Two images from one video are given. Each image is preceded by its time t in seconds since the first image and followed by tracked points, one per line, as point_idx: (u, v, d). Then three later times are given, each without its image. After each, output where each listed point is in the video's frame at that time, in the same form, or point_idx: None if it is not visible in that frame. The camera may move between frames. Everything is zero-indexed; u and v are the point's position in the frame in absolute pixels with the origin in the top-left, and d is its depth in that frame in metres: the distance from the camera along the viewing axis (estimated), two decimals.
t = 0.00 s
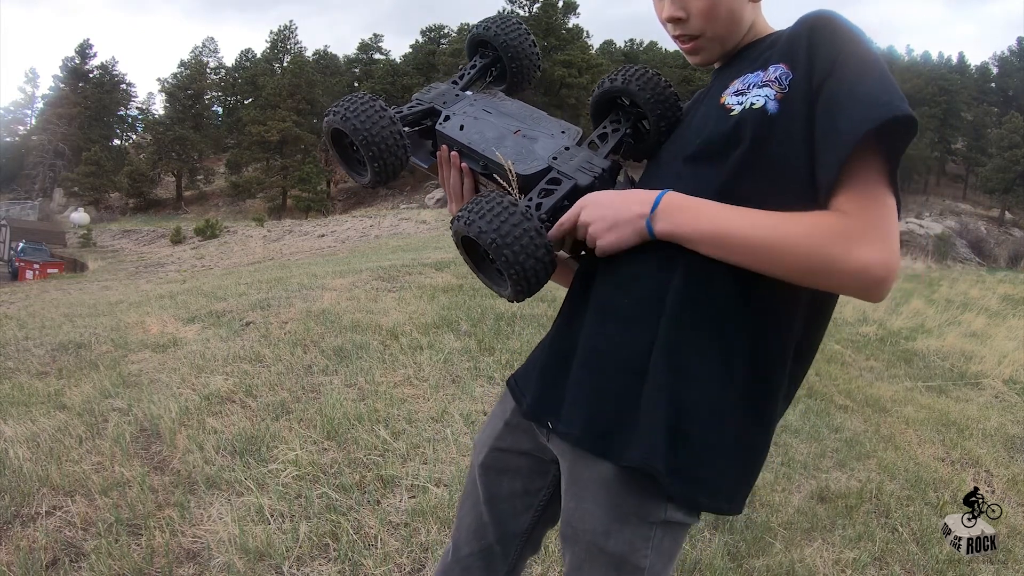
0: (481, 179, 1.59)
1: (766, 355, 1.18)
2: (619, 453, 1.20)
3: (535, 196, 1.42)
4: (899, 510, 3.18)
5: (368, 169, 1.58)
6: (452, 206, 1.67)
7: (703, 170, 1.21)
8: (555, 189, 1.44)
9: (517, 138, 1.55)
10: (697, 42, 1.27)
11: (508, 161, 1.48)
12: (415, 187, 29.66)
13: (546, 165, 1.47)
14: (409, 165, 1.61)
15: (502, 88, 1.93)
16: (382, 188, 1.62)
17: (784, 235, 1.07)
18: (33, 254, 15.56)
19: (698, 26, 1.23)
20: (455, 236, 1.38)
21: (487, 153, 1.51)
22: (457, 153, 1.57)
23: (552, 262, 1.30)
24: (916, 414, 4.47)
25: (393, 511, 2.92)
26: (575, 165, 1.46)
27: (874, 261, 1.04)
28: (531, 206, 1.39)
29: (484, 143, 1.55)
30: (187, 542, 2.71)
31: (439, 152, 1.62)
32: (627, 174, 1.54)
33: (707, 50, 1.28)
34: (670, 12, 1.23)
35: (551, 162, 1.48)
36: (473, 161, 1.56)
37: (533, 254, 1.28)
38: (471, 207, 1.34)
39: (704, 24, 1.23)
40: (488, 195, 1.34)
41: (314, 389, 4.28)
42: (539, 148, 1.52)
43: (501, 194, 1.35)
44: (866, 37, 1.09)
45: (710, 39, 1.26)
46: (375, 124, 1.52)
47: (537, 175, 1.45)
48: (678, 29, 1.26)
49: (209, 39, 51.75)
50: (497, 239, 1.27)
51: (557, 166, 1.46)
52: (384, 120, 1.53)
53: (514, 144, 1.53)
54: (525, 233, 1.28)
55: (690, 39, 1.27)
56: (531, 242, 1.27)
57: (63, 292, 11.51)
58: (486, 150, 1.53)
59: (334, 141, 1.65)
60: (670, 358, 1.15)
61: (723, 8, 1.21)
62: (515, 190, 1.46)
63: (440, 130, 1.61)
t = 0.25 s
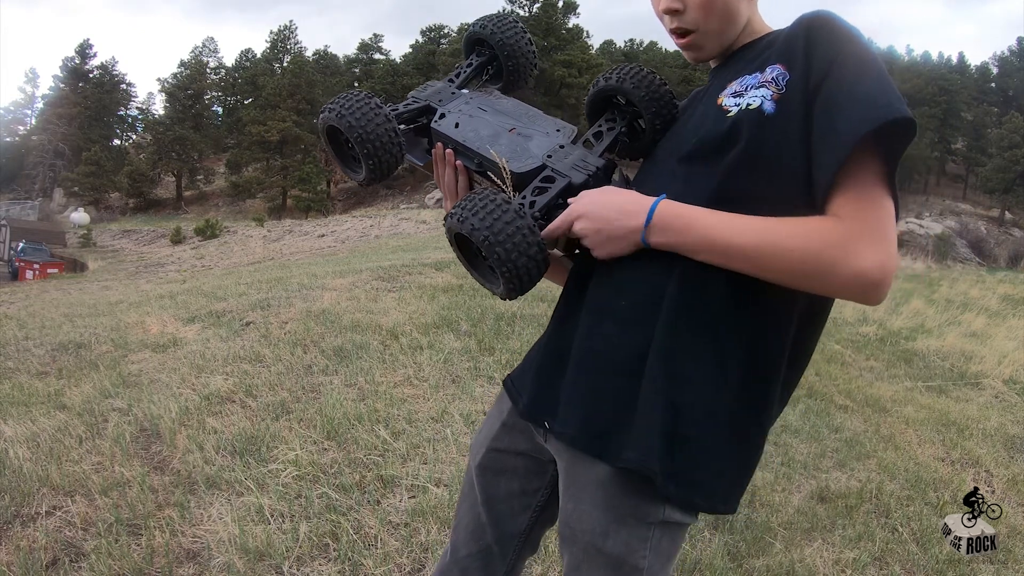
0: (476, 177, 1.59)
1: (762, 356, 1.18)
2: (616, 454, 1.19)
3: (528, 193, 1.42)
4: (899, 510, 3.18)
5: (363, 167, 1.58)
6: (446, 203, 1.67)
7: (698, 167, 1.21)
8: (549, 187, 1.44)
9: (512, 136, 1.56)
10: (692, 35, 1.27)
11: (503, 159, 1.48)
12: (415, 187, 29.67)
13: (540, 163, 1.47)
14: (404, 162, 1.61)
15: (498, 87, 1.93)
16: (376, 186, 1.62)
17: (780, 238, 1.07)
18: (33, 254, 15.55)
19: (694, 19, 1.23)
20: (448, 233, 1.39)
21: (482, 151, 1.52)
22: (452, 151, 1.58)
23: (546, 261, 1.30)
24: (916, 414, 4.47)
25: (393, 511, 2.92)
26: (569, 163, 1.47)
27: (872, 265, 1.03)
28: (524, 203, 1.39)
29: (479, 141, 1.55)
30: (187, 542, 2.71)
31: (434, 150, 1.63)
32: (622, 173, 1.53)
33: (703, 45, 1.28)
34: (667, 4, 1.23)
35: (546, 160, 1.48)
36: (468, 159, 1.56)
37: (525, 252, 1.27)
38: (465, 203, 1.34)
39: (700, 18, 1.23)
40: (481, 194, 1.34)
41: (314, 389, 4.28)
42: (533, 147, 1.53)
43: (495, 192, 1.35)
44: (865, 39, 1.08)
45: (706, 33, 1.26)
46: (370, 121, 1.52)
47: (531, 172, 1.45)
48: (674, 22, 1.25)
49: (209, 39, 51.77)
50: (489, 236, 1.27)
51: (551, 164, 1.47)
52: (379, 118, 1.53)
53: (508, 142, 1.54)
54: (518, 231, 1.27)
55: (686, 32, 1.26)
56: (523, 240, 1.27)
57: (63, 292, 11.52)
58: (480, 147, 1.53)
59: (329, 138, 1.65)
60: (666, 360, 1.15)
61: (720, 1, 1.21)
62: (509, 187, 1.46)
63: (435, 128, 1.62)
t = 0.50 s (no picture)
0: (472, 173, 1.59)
1: (758, 358, 1.17)
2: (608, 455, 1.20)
3: (523, 188, 1.41)
4: (899, 510, 3.18)
5: (360, 162, 1.59)
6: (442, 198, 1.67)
7: (693, 166, 1.21)
8: (544, 183, 1.43)
9: (509, 132, 1.56)
10: (716, 8, 1.22)
11: (498, 154, 1.47)
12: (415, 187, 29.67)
13: (536, 159, 1.47)
14: (401, 158, 1.62)
15: (497, 85, 1.93)
16: (373, 181, 1.62)
17: (773, 241, 1.07)
18: (34, 254, 15.55)
19: None
20: (441, 220, 1.39)
21: (478, 146, 1.51)
22: (448, 147, 1.58)
23: (537, 249, 1.29)
24: (916, 414, 4.47)
25: (393, 511, 2.91)
26: (565, 160, 1.46)
27: (867, 268, 1.03)
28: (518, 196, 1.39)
29: (475, 137, 1.55)
30: (187, 542, 2.71)
31: (431, 146, 1.63)
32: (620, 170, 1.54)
33: (726, 18, 1.23)
34: None
35: (541, 157, 1.48)
36: (464, 155, 1.56)
37: (515, 238, 1.27)
38: (458, 190, 1.35)
39: None
40: (473, 180, 1.34)
41: (314, 389, 4.28)
42: (530, 144, 1.53)
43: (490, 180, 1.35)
44: (862, 37, 1.08)
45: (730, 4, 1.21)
46: (367, 115, 1.53)
47: (527, 168, 1.45)
48: None
49: (209, 39, 51.78)
50: (479, 222, 1.27)
51: (547, 161, 1.46)
52: (375, 113, 1.54)
53: (505, 138, 1.54)
54: (509, 216, 1.28)
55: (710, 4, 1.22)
56: (514, 226, 1.27)
57: (63, 292, 11.51)
58: (476, 143, 1.53)
59: (327, 133, 1.66)
60: (659, 361, 1.15)
61: None
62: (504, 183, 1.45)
63: (432, 124, 1.63)
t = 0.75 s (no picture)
0: (471, 173, 1.60)
1: (756, 357, 1.17)
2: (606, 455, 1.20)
3: (522, 189, 1.42)
4: (899, 510, 3.18)
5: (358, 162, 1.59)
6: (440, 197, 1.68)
7: (692, 164, 1.21)
8: (543, 183, 1.43)
9: (508, 131, 1.56)
10: (712, 7, 1.22)
11: (497, 155, 1.47)
12: (415, 187, 29.68)
13: (535, 160, 1.47)
14: (400, 158, 1.62)
15: (497, 80, 1.94)
16: (372, 180, 1.63)
17: (772, 239, 1.07)
18: (34, 254, 15.54)
19: None
20: (440, 225, 1.39)
21: (476, 146, 1.52)
22: (447, 146, 1.58)
23: (535, 254, 1.29)
24: (916, 414, 4.47)
25: (393, 511, 2.91)
26: (564, 161, 1.46)
27: (866, 265, 1.02)
28: (517, 197, 1.38)
29: (474, 136, 1.55)
30: (187, 542, 2.71)
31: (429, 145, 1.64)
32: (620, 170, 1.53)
33: (722, 15, 1.23)
34: None
35: (541, 157, 1.48)
36: (463, 154, 1.56)
37: (509, 242, 1.27)
38: (458, 196, 1.35)
39: None
40: (472, 186, 1.35)
41: (314, 389, 4.28)
42: (529, 143, 1.53)
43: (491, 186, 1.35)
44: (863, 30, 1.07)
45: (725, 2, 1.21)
46: (365, 115, 1.53)
47: (526, 168, 1.45)
48: None
49: (209, 39, 51.80)
50: (476, 228, 1.28)
51: (546, 162, 1.46)
52: (374, 112, 1.54)
53: (504, 138, 1.54)
54: (507, 222, 1.28)
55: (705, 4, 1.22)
56: (511, 231, 1.27)
57: (63, 292, 11.51)
58: (475, 142, 1.53)
59: (325, 132, 1.66)
60: (656, 359, 1.15)
61: None
62: (503, 184, 1.45)
63: (431, 123, 1.63)
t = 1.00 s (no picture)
0: (473, 170, 1.60)
1: (753, 358, 1.17)
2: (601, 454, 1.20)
3: (523, 186, 1.41)
4: (899, 510, 3.18)
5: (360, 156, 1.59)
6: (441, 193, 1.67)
7: (692, 163, 1.21)
8: (544, 181, 1.43)
9: (510, 129, 1.56)
10: (692, 32, 1.26)
11: (498, 152, 1.47)
12: (415, 187, 29.68)
13: (537, 158, 1.47)
14: (403, 153, 1.62)
15: (502, 80, 1.94)
16: (373, 174, 1.63)
17: (767, 237, 1.07)
18: (34, 254, 15.54)
19: (691, 15, 1.22)
20: (439, 219, 1.39)
21: (478, 143, 1.52)
22: (450, 143, 1.58)
23: (536, 259, 1.29)
24: (916, 414, 4.47)
25: (393, 511, 2.91)
26: (566, 159, 1.46)
27: (860, 266, 1.03)
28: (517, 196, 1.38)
29: (477, 133, 1.55)
30: (187, 542, 2.71)
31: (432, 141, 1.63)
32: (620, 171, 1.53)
33: (702, 39, 1.27)
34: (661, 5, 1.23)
35: (542, 155, 1.48)
36: (465, 152, 1.56)
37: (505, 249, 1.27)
38: (460, 192, 1.33)
39: (697, 12, 1.22)
40: (475, 181, 1.34)
41: (314, 389, 4.28)
42: (531, 141, 1.53)
43: (494, 184, 1.33)
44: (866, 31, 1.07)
45: (705, 25, 1.24)
46: (368, 110, 1.53)
47: (527, 166, 1.45)
48: (671, 20, 1.25)
49: (209, 39, 51.81)
50: (482, 232, 1.27)
51: (547, 160, 1.46)
52: (377, 107, 1.54)
53: (506, 135, 1.54)
54: (511, 227, 1.27)
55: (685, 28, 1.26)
56: (515, 236, 1.27)
57: (62, 292, 11.51)
58: (477, 140, 1.53)
59: (329, 126, 1.66)
60: (652, 359, 1.15)
61: None
62: (504, 181, 1.45)
63: (434, 119, 1.63)
